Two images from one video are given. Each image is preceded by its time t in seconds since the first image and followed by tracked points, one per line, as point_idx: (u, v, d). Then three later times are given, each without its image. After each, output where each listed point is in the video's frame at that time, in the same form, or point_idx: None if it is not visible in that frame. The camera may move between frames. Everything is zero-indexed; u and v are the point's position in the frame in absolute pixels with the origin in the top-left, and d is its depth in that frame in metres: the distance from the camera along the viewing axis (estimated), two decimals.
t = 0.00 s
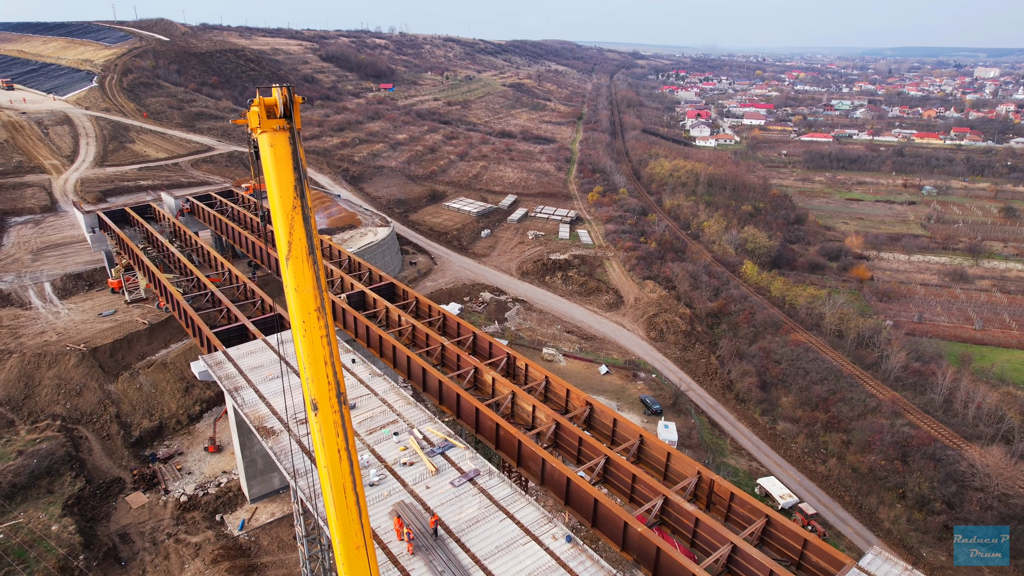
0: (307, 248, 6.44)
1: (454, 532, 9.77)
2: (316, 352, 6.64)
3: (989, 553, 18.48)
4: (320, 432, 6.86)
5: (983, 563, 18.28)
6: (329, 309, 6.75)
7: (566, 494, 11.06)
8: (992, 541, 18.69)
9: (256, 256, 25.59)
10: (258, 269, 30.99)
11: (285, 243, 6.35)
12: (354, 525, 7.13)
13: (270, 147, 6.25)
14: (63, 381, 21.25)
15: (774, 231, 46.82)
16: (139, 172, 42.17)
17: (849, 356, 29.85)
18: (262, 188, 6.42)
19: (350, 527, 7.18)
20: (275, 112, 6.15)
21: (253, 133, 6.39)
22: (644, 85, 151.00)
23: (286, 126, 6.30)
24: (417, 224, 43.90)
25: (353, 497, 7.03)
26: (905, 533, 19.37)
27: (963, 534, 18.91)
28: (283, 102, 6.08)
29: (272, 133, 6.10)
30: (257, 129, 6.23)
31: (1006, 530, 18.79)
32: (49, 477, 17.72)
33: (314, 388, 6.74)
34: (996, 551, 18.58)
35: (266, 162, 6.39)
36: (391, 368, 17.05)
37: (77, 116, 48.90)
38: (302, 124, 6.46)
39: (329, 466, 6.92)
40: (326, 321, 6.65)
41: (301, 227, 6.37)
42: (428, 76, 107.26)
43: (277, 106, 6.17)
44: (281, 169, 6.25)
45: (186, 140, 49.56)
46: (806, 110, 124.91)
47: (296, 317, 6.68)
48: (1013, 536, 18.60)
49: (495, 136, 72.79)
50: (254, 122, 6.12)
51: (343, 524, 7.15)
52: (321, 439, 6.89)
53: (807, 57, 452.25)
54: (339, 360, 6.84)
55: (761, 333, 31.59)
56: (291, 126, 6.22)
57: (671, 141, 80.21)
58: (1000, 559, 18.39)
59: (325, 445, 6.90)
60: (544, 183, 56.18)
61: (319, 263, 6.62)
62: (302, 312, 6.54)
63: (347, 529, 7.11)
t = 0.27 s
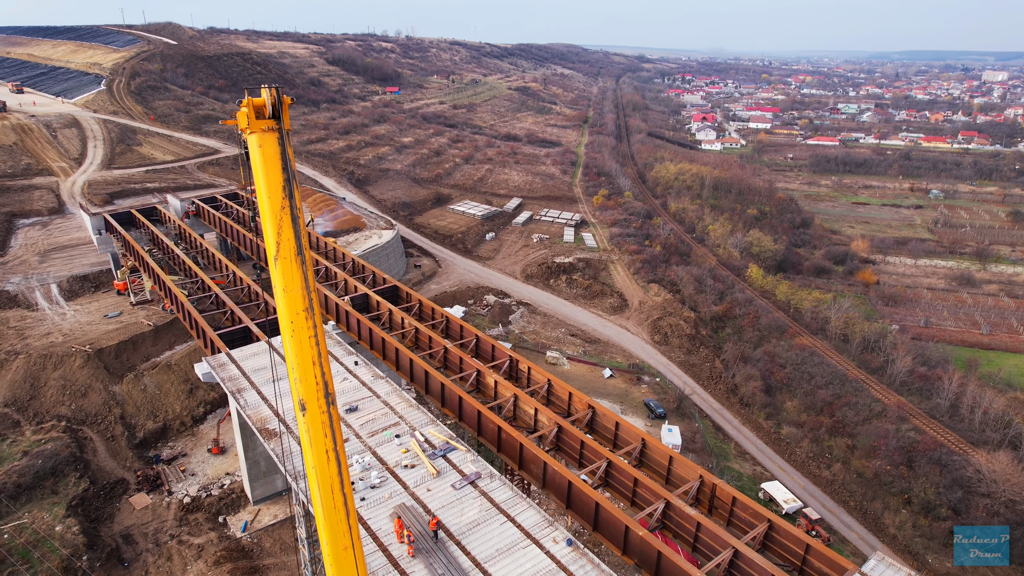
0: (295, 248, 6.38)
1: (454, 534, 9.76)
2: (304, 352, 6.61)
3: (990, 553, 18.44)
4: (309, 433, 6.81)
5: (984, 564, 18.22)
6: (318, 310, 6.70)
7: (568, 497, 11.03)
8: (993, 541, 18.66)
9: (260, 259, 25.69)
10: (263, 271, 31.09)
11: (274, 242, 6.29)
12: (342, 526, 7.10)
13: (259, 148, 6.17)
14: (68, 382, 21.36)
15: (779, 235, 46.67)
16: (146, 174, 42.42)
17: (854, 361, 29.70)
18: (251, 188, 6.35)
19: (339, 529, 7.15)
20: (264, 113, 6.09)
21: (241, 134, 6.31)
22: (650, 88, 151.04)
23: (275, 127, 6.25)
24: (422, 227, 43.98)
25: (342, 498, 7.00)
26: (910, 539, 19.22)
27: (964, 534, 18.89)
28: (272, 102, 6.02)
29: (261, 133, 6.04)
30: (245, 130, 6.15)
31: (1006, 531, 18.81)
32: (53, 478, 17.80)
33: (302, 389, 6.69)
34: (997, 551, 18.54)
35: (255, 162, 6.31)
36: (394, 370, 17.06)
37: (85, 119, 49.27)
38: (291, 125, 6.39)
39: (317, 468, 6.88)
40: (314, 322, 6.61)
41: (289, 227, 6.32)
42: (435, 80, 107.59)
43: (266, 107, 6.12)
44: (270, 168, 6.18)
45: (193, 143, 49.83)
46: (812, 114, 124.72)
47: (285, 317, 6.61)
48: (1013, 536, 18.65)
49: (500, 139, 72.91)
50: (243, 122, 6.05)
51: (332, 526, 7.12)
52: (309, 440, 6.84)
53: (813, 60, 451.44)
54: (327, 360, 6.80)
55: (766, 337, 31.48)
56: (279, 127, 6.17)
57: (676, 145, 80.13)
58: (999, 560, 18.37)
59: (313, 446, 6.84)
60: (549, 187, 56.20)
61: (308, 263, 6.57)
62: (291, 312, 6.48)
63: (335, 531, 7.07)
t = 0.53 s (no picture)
0: (284, 249, 6.43)
1: (455, 537, 9.74)
2: (292, 352, 6.64)
3: (989, 553, 18.44)
4: (296, 433, 6.84)
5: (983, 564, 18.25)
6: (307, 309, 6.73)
7: (569, 500, 11.01)
8: (992, 541, 18.66)
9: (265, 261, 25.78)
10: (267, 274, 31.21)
11: (262, 243, 6.35)
12: (330, 527, 7.12)
13: (248, 149, 6.24)
14: (74, 383, 21.47)
15: (785, 239, 46.55)
16: (152, 177, 42.68)
17: (860, 365, 29.55)
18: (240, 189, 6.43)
19: (326, 529, 7.18)
20: (253, 114, 6.16)
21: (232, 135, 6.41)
22: (655, 92, 151.06)
23: (264, 128, 6.31)
24: (427, 230, 44.08)
25: (330, 499, 7.02)
26: (916, 545, 19.08)
27: (963, 534, 18.96)
28: (261, 103, 6.09)
29: (249, 134, 6.08)
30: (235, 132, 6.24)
31: (1006, 531, 18.86)
32: (58, 478, 17.89)
33: (290, 388, 6.73)
34: (997, 551, 18.50)
35: (244, 164, 6.39)
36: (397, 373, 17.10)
37: (93, 122, 49.64)
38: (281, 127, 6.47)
39: (305, 469, 6.91)
40: (303, 322, 6.65)
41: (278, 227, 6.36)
42: (441, 83, 107.92)
43: (255, 109, 6.16)
44: (258, 169, 6.23)
45: (200, 146, 50.12)
46: (818, 118, 124.45)
47: (274, 316, 6.67)
48: (1012, 536, 18.67)
49: (506, 142, 73.04)
50: (232, 123, 6.10)
51: (320, 527, 7.14)
52: (297, 439, 6.87)
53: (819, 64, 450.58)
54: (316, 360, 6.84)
55: (771, 341, 31.36)
56: (268, 128, 6.22)
57: (682, 148, 80.06)
58: (1000, 560, 18.31)
59: (301, 447, 6.88)
60: (554, 190, 56.22)
61: (296, 263, 6.61)
62: (279, 312, 6.53)
63: (323, 532, 7.09)
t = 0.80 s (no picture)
0: (274, 249, 6.46)
1: (455, 539, 9.74)
2: (283, 352, 6.68)
3: (989, 553, 18.48)
4: (286, 432, 6.89)
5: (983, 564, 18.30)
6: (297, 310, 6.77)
7: (570, 503, 10.99)
8: (992, 541, 18.68)
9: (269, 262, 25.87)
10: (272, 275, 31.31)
11: (252, 243, 6.38)
12: (319, 527, 7.18)
13: (239, 149, 6.26)
14: (78, 384, 21.56)
15: (790, 242, 46.44)
16: (158, 179, 42.90)
17: (864, 369, 29.42)
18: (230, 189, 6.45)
19: (316, 529, 7.24)
20: (244, 114, 6.17)
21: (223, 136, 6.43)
22: (660, 95, 151.05)
23: (255, 128, 6.30)
24: (431, 233, 44.15)
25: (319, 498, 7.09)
26: (921, 550, 18.94)
27: (963, 534, 18.95)
28: (252, 104, 6.11)
29: (239, 134, 6.07)
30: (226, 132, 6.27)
31: (1006, 531, 18.80)
32: (62, 479, 17.97)
33: (279, 388, 6.79)
34: (997, 551, 18.55)
35: (235, 164, 6.40)
36: (399, 375, 17.12)
37: (100, 125, 49.97)
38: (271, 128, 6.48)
39: (294, 468, 6.98)
40: (293, 321, 6.67)
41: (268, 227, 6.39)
42: (446, 86, 108.21)
43: (246, 110, 6.16)
44: (248, 169, 6.24)
45: (205, 148, 50.38)
46: (824, 121, 124.18)
47: (264, 316, 6.71)
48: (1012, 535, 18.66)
49: (510, 145, 73.18)
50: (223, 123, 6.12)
51: (309, 526, 7.21)
52: (287, 439, 6.94)
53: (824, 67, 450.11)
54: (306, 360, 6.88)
55: (775, 345, 31.25)
56: (260, 128, 6.22)
57: (687, 152, 80.02)
58: (1000, 560, 18.39)
59: (290, 446, 6.93)
60: (559, 193, 56.26)
61: (287, 263, 6.65)
62: (269, 312, 6.56)
63: (312, 531, 7.16)
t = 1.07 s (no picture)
0: (264, 249, 6.44)
1: (456, 542, 9.74)
2: (272, 353, 6.68)
3: (990, 553, 18.57)
4: (275, 432, 6.91)
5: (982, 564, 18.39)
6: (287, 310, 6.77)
7: (572, 507, 10.96)
8: (993, 541, 18.73)
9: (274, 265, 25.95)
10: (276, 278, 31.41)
11: (242, 243, 6.36)
12: (307, 527, 7.21)
13: (230, 150, 6.20)
14: (84, 385, 21.68)
15: (796, 245, 46.29)
16: (165, 181, 43.15)
17: (870, 373, 29.26)
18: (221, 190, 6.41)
19: (305, 529, 7.26)
20: (235, 114, 6.10)
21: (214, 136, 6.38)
22: (666, 98, 151.08)
23: (246, 128, 6.26)
24: (436, 235, 44.22)
25: (308, 499, 7.10)
26: (927, 556, 18.79)
27: (964, 534, 18.95)
28: (242, 105, 6.04)
29: (230, 135, 6.04)
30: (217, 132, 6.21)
31: (1007, 531, 18.88)
32: (67, 479, 18.05)
33: (268, 388, 6.80)
34: (997, 550, 18.66)
35: (226, 165, 6.36)
36: (402, 377, 17.13)
37: (108, 128, 50.34)
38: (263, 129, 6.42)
39: (283, 468, 6.99)
40: (282, 323, 6.66)
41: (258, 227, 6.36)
42: (452, 90, 108.52)
43: (236, 110, 6.11)
44: (239, 169, 6.21)
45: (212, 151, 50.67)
46: (830, 125, 123.81)
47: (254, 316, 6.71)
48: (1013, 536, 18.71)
49: (516, 148, 73.28)
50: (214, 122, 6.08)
51: (297, 526, 7.24)
52: (276, 440, 6.94)
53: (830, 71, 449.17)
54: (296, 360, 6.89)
55: (780, 349, 31.12)
56: (250, 129, 6.18)
57: (692, 155, 79.96)
58: (999, 559, 18.52)
59: (279, 446, 6.95)
60: (564, 196, 56.29)
61: (277, 263, 6.64)
62: (259, 313, 6.55)
63: (300, 531, 7.19)
